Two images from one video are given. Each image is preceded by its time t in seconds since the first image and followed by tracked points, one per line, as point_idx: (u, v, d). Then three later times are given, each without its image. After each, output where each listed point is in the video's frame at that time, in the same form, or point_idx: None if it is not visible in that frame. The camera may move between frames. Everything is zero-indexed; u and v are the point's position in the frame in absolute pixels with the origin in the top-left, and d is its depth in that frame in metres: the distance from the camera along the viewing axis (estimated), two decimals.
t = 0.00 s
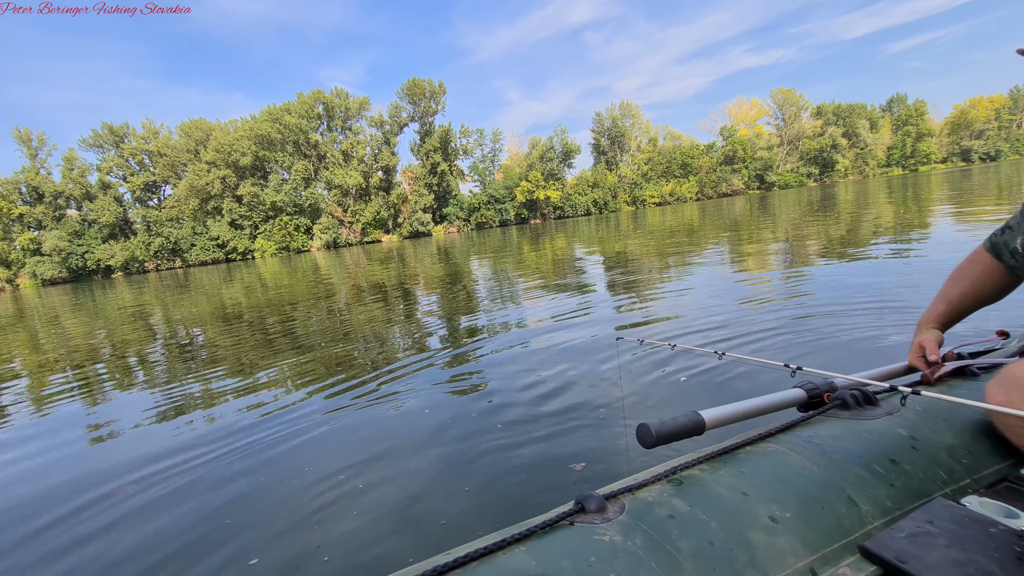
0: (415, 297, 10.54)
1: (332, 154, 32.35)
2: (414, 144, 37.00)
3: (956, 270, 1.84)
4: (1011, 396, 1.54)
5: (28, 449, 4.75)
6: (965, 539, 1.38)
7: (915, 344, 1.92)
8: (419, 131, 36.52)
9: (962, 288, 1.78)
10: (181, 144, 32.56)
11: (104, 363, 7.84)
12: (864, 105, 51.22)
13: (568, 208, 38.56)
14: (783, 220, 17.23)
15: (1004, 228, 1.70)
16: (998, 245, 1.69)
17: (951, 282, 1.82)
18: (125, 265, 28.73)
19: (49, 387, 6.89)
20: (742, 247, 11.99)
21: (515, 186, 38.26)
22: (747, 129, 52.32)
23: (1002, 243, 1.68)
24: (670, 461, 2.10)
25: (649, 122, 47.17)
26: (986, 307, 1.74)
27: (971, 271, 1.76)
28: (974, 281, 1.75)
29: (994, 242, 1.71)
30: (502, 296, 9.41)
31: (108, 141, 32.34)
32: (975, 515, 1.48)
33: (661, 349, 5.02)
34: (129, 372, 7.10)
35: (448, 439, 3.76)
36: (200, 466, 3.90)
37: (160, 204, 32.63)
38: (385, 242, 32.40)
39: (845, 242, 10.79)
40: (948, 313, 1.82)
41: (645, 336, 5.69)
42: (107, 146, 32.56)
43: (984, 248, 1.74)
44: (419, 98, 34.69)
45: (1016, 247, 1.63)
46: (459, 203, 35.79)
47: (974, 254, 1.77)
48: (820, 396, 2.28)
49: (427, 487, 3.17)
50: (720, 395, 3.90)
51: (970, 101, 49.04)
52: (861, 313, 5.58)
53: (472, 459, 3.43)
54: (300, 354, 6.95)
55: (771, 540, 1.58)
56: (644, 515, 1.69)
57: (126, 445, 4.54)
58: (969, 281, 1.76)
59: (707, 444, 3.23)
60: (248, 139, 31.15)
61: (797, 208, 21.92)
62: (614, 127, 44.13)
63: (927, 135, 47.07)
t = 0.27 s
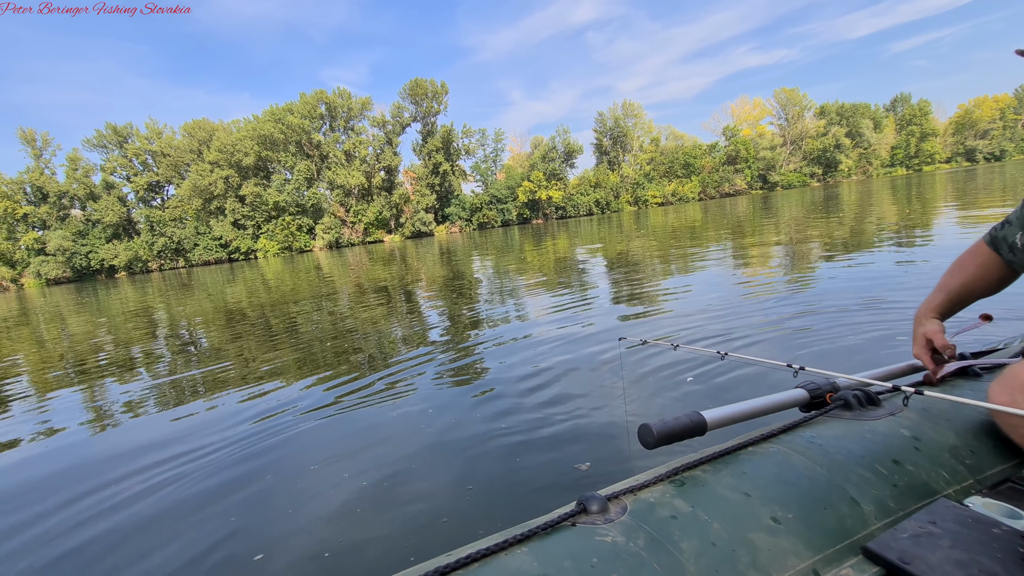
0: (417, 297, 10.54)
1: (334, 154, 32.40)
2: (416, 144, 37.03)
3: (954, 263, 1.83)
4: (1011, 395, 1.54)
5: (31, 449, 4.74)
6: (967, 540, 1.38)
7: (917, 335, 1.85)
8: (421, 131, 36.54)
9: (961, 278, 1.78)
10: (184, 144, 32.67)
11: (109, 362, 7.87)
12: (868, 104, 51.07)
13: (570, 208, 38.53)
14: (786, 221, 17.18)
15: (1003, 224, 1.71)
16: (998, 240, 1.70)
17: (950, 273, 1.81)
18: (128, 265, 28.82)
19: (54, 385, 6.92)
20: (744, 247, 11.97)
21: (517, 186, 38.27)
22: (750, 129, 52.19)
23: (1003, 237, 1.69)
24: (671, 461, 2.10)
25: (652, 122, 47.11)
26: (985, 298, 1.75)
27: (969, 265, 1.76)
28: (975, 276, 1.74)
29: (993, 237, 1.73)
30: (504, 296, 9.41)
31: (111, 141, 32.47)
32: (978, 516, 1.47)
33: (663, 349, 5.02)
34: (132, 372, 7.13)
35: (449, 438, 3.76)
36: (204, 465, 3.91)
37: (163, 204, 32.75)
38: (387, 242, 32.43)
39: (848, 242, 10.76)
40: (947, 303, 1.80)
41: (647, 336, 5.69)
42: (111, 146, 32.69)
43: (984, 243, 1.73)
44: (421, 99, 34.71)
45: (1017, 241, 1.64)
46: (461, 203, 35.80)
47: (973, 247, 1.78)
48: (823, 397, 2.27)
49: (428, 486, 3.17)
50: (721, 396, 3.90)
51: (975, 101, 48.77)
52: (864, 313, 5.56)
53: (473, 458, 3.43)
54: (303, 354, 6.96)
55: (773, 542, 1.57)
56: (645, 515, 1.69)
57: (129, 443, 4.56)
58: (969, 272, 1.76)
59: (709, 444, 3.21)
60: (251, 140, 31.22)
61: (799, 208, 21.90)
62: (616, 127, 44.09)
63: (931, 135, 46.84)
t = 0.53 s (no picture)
0: (419, 297, 10.55)
1: (336, 154, 32.44)
2: (418, 144, 37.05)
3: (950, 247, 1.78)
4: (1013, 397, 1.53)
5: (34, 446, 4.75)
6: (970, 543, 1.37)
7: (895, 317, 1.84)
8: (423, 131, 36.55)
9: (949, 264, 1.74)
10: (186, 144, 32.73)
11: (112, 362, 7.90)
12: (870, 104, 50.93)
13: (571, 208, 38.50)
14: (788, 221, 17.15)
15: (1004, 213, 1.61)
16: (997, 231, 1.61)
17: (941, 258, 1.76)
18: (131, 265, 28.89)
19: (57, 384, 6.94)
20: (746, 247, 11.95)
21: (519, 186, 38.30)
22: (752, 129, 52.09)
23: (1001, 227, 1.60)
24: (672, 463, 2.09)
25: (653, 122, 47.06)
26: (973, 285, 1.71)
27: (958, 253, 1.73)
28: (961, 262, 1.71)
29: (993, 227, 1.63)
30: (506, 296, 9.38)
31: (114, 141, 32.56)
32: (982, 519, 1.47)
33: (664, 350, 5.01)
34: (135, 371, 7.15)
35: (450, 438, 3.76)
36: (206, 464, 3.92)
37: (166, 204, 32.82)
38: (388, 242, 32.47)
39: (851, 242, 10.74)
40: (928, 289, 1.78)
41: (649, 337, 5.68)
42: (114, 146, 32.78)
43: (981, 231, 1.67)
44: (423, 99, 34.72)
45: (1013, 232, 1.55)
46: (462, 203, 35.81)
47: (972, 235, 1.69)
48: (824, 399, 2.26)
49: (430, 486, 3.17)
50: (723, 397, 3.89)
51: (978, 100, 48.59)
52: (867, 314, 5.54)
53: (474, 458, 3.42)
54: (304, 354, 6.97)
55: (775, 544, 1.57)
56: (647, 517, 1.69)
57: (131, 441, 4.58)
58: (956, 261, 1.72)
59: (711, 446, 3.21)
60: (253, 140, 31.27)
61: (801, 208, 21.84)
62: (618, 127, 44.01)
63: (934, 135, 46.69)
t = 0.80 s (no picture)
0: (420, 296, 10.55)
1: (338, 154, 32.47)
2: (420, 144, 37.07)
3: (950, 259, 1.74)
4: (1015, 400, 1.53)
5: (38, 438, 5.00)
6: (973, 544, 1.36)
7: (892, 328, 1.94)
8: (424, 131, 36.56)
9: (944, 278, 1.74)
10: (189, 144, 32.79)
11: (114, 361, 7.93)
12: (872, 104, 50.84)
13: (573, 208, 38.47)
14: (790, 221, 17.12)
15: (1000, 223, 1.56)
16: (993, 241, 1.56)
17: (936, 272, 1.76)
18: (133, 265, 28.95)
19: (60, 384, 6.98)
20: (748, 248, 11.93)
21: (520, 186, 38.31)
22: (754, 129, 51.99)
23: (997, 238, 1.55)
24: (673, 464, 2.09)
25: (655, 122, 47.02)
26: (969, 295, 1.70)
27: (956, 267, 1.70)
28: (958, 276, 1.69)
29: (990, 238, 1.58)
30: (507, 297, 9.38)
31: (117, 141, 32.65)
32: (986, 522, 1.46)
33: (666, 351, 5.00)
34: (136, 371, 7.17)
35: (451, 439, 3.76)
36: (207, 463, 3.95)
37: (168, 204, 32.88)
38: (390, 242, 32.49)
39: (854, 242, 10.72)
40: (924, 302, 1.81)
41: (650, 337, 5.67)
42: (116, 146, 32.86)
43: (980, 241, 1.61)
44: (424, 99, 34.72)
45: (1010, 242, 1.51)
46: (463, 203, 35.82)
47: (973, 245, 1.64)
48: (826, 400, 2.25)
49: (431, 486, 3.17)
50: (725, 398, 3.87)
51: (982, 100, 48.41)
52: (869, 314, 5.53)
53: (476, 458, 3.42)
54: (305, 354, 6.98)
55: (777, 545, 1.56)
56: (648, 518, 1.68)
57: (133, 441, 4.60)
58: (951, 274, 1.72)
59: (712, 447, 3.20)
60: (255, 140, 31.34)
61: (804, 208, 21.79)
62: (620, 127, 43.95)
63: (937, 134, 46.53)
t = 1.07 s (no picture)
0: (421, 296, 10.57)
1: (339, 154, 32.54)
2: (421, 144, 37.13)
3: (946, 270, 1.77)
4: (1016, 399, 1.53)
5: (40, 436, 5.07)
6: (975, 545, 1.36)
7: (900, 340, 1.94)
8: (425, 130, 36.58)
9: (947, 289, 1.75)
10: (191, 144, 32.84)
11: (115, 361, 7.95)
12: (875, 104, 50.75)
13: (574, 208, 38.47)
14: (792, 221, 17.09)
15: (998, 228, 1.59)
16: (990, 247, 1.59)
17: (937, 284, 1.77)
18: (135, 265, 29.02)
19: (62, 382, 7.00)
20: (750, 247, 11.92)
21: (521, 186, 38.34)
22: (756, 129, 51.92)
23: (994, 244, 1.58)
24: (673, 464, 2.09)
25: (656, 122, 47.00)
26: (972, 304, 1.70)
27: (957, 275, 1.72)
28: (959, 284, 1.71)
29: (987, 244, 1.61)
30: (508, 296, 9.37)
31: (119, 141, 32.73)
32: (986, 521, 1.46)
33: (667, 351, 5.00)
34: (139, 370, 7.18)
35: (453, 438, 3.75)
36: (207, 461, 3.95)
37: (170, 204, 32.95)
38: (391, 241, 32.54)
39: (856, 242, 10.70)
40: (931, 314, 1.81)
41: (651, 337, 5.66)
42: (119, 146, 32.95)
43: (978, 249, 1.64)
44: (426, 99, 34.74)
45: (1008, 247, 1.53)
46: (465, 203, 35.85)
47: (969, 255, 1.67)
48: (827, 400, 2.24)
49: (433, 485, 3.16)
50: (724, 398, 3.87)
51: (985, 99, 48.25)
52: (872, 314, 5.51)
53: (477, 458, 3.41)
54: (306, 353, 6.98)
55: (778, 545, 1.56)
56: (649, 518, 1.68)
57: (136, 440, 4.61)
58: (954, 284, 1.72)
59: (713, 447, 3.19)
60: (256, 140, 31.41)
61: (807, 208, 21.76)
62: (621, 127, 43.92)
63: (940, 134, 46.41)
